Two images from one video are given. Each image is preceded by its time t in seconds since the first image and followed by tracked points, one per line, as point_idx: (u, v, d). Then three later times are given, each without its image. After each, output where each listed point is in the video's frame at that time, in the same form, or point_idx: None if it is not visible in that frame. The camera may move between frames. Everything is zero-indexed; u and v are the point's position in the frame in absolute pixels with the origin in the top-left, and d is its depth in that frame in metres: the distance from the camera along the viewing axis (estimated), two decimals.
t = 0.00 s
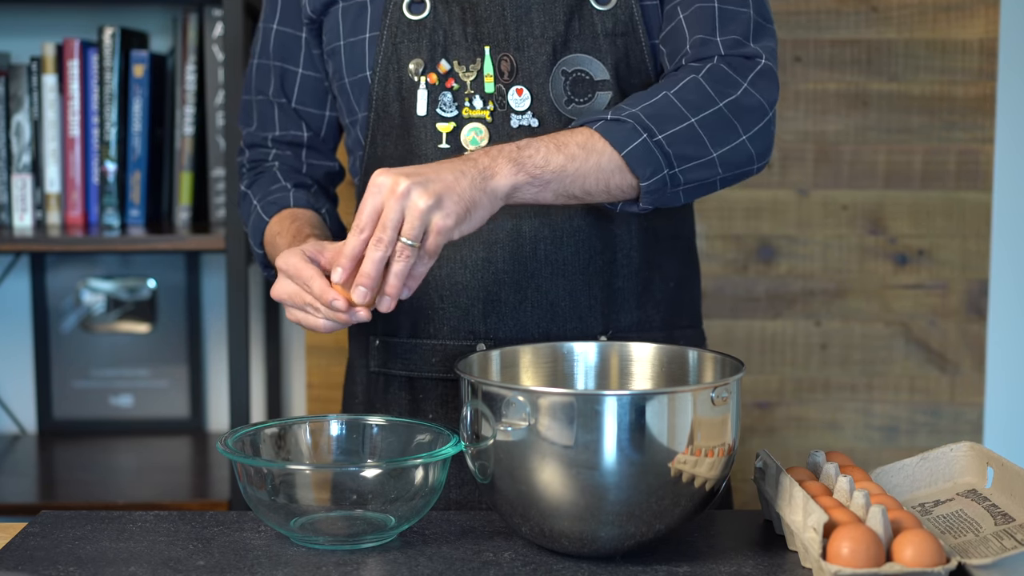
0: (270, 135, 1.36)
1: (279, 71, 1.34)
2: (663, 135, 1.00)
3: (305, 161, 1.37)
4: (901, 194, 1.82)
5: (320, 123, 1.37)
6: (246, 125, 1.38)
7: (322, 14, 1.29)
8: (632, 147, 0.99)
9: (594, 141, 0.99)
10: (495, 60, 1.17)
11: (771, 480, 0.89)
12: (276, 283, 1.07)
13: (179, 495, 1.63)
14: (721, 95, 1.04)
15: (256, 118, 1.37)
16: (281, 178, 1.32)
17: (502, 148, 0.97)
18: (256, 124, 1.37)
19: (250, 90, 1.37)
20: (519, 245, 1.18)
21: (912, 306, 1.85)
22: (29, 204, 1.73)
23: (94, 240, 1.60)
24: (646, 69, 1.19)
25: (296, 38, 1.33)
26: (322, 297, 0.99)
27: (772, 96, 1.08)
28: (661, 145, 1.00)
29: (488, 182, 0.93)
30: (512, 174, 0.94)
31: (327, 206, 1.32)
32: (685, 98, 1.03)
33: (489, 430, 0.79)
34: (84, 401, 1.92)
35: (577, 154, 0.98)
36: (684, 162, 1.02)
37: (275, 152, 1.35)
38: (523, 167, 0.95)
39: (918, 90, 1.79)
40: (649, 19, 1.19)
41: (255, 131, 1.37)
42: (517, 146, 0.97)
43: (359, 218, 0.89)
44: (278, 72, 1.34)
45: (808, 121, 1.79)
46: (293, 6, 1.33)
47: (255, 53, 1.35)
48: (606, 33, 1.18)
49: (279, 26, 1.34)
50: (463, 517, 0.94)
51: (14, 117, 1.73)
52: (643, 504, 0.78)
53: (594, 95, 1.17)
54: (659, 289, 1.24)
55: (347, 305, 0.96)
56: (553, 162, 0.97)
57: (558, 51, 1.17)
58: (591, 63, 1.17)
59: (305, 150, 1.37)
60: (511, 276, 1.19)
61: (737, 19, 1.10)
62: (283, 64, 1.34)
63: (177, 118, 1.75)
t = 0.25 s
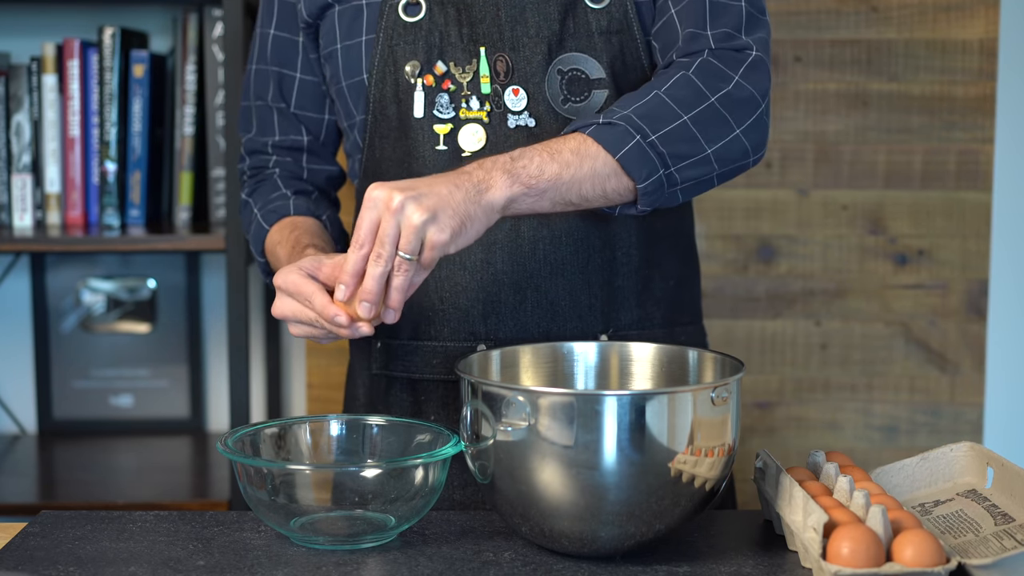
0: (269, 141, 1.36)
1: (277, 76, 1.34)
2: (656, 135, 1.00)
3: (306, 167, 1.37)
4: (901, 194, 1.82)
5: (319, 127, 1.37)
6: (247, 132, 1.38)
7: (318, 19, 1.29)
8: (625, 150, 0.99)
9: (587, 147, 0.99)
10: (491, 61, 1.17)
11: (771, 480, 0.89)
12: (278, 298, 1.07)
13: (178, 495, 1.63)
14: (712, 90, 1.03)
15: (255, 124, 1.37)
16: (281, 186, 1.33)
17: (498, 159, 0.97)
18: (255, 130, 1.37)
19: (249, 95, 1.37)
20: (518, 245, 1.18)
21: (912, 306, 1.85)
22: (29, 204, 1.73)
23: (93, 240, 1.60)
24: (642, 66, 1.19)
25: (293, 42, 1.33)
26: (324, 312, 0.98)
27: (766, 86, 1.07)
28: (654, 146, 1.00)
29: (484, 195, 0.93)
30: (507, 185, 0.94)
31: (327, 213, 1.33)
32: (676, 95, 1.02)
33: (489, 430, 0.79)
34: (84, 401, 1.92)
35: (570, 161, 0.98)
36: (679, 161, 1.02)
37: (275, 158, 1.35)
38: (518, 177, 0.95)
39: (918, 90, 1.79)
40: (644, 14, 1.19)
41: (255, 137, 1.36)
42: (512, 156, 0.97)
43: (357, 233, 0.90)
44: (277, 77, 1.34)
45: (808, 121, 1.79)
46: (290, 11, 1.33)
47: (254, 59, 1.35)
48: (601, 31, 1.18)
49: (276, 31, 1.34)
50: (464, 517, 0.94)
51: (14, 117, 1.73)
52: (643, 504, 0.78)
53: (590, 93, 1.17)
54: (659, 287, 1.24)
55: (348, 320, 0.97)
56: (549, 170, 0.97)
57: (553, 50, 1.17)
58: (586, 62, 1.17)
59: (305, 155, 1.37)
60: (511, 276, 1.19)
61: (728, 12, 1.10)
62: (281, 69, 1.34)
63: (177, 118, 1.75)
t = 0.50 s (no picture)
0: (265, 142, 1.36)
1: (271, 78, 1.34)
2: (660, 135, 1.00)
3: (300, 168, 1.37)
4: (901, 194, 1.82)
5: (313, 129, 1.37)
6: (241, 133, 1.38)
7: (313, 21, 1.29)
8: (629, 150, 0.98)
9: (591, 148, 0.98)
10: (487, 61, 1.17)
11: (771, 480, 0.89)
12: (276, 302, 1.07)
13: (179, 495, 1.63)
14: (714, 89, 1.03)
15: (249, 126, 1.37)
16: (276, 186, 1.33)
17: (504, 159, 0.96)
18: (250, 131, 1.37)
19: (243, 97, 1.37)
20: (516, 245, 1.18)
21: (912, 306, 1.85)
22: (29, 204, 1.72)
23: (93, 240, 1.60)
24: (639, 65, 1.19)
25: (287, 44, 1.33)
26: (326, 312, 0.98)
27: (766, 84, 1.07)
28: (658, 146, 1.00)
29: (488, 196, 0.92)
30: (512, 186, 0.94)
31: (322, 213, 1.34)
32: (678, 95, 1.02)
33: (489, 430, 0.79)
34: (84, 401, 1.92)
35: (575, 162, 0.97)
36: (683, 160, 1.01)
37: (270, 159, 1.36)
38: (523, 178, 0.95)
39: (918, 90, 1.79)
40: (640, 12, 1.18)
41: (250, 139, 1.37)
42: (518, 157, 0.97)
43: (361, 227, 0.90)
44: (271, 79, 1.34)
45: (808, 121, 1.79)
46: (284, 12, 1.32)
47: (248, 60, 1.35)
48: (597, 30, 1.17)
49: (270, 32, 1.33)
50: (463, 517, 0.94)
51: (14, 117, 1.73)
52: (643, 504, 0.78)
53: (587, 93, 1.17)
54: (657, 286, 1.24)
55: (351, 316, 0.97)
56: (553, 172, 0.96)
57: (550, 50, 1.17)
58: (583, 61, 1.17)
59: (300, 157, 1.37)
60: (508, 276, 1.19)
61: (727, 10, 1.10)
62: (275, 70, 1.34)
63: (177, 118, 1.75)
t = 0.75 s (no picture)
0: (257, 140, 1.36)
1: (266, 76, 1.34)
2: (655, 135, 1.00)
3: (290, 167, 1.37)
4: (901, 194, 1.82)
5: (306, 128, 1.37)
6: (233, 131, 1.38)
7: (309, 19, 1.29)
8: (625, 151, 0.99)
9: (587, 149, 0.98)
10: (484, 61, 1.17)
11: (771, 480, 0.89)
12: (266, 318, 1.07)
13: (179, 495, 1.63)
14: (710, 88, 1.03)
15: (242, 124, 1.37)
16: (263, 185, 1.33)
17: (498, 159, 0.95)
18: (243, 129, 1.37)
19: (237, 95, 1.36)
20: (513, 245, 1.18)
21: (912, 306, 1.85)
22: (29, 204, 1.72)
23: (93, 240, 1.60)
24: (636, 65, 1.19)
25: (282, 43, 1.33)
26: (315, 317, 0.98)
27: (760, 83, 1.07)
28: (653, 146, 1.00)
29: (484, 199, 0.92)
30: (507, 190, 0.94)
31: (307, 214, 1.34)
32: (674, 94, 1.02)
33: (489, 430, 0.79)
34: (84, 401, 1.93)
35: (569, 164, 0.97)
36: (678, 161, 1.02)
37: (261, 157, 1.36)
38: (518, 181, 0.95)
39: (918, 90, 1.79)
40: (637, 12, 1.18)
41: (242, 136, 1.37)
42: (512, 158, 0.96)
43: (354, 234, 0.88)
44: (265, 77, 1.34)
45: (808, 121, 1.79)
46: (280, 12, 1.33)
47: (242, 58, 1.35)
48: (595, 30, 1.17)
49: (265, 31, 1.33)
50: (462, 517, 0.94)
51: (14, 117, 1.73)
52: (643, 504, 0.78)
53: (584, 93, 1.17)
54: (654, 286, 1.24)
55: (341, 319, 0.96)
56: (548, 173, 0.96)
57: (547, 50, 1.17)
58: (580, 61, 1.17)
59: (291, 156, 1.38)
60: (506, 276, 1.19)
61: (721, 10, 1.10)
62: (270, 69, 1.34)
63: (177, 118, 1.75)
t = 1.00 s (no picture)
0: (255, 142, 1.36)
1: (264, 78, 1.34)
2: (659, 130, 1.00)
3: (290, 170, 1.37)
4: (901, 194, 1.82)
5: (306, 130, 1.37)
6: (233, 133, 1.38)
7: (308, 20, 1.29)
8: (628, 145, 0.98)
9: (590, 142, 0.98)
10: (482, 60, 1.17)
11: (771, 480, 0.89)
12: (267, 327, 1.07)
13: (179, 495, 1.63)
14: (713, 85, 1.03)
15: (241, 126, 1.37)
16: (261, 191, 1.33)
17: (501, 151, 0.95)
18: (242, 132, 1.37)
19: (236, 97, 1.36)
20: (511, 245, 1.18)
21: (912, 306, 1.85)
22: (29, 204, 1.72)
23: (93, 240, 1.60)
24: (635, 64, 1.19)
25: (281, 44, 1.33)
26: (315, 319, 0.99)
27: (762, 81, 1.07)
28: (657, 140, 1.00)
29: (487, 192, 0.92)
30: (510, 183, 0.94)
31: (304, 221, 1.33)
32: (678, 89, 1.02)
33: (489, 430, 0.79)
34: (84, 401, 1.93)
35: (573, 156, 0.97)
36: (680, 156, 1.01)
37: (260, 161, 1.36)
38: (521, 174, 0.95)
39: (918, 90, 1.79)
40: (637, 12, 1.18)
41: (240, 139, 1.37)
42: (516, 148, 0.96)
43: (355, 223, 0.88)
44: (264, 79, 1.34)
45: (808, 121, 1.79)
46: (279, 13, 1.33)
47: (241, 60, 1.35)
48: (593, 29, 1.17)
49: (264, 32, 1.34)
50: (463, 517, 0.94)
51: (14, 117, 1.73)
52: (643, 504, 0.78)
53: (583, 93, 1.17)
54: (653, 286, 1.24)
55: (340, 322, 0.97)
56: (551, 166, 0.96)
57: (545, 50, 1.17)
58: (579, 61, 1.17)
59: (289, 159, 1.37)
60: (504, 277, 1.19)
61: (722, 8, 1.10)
62: (269, 71, 1.34)
63: (177, 118, 1.75)
